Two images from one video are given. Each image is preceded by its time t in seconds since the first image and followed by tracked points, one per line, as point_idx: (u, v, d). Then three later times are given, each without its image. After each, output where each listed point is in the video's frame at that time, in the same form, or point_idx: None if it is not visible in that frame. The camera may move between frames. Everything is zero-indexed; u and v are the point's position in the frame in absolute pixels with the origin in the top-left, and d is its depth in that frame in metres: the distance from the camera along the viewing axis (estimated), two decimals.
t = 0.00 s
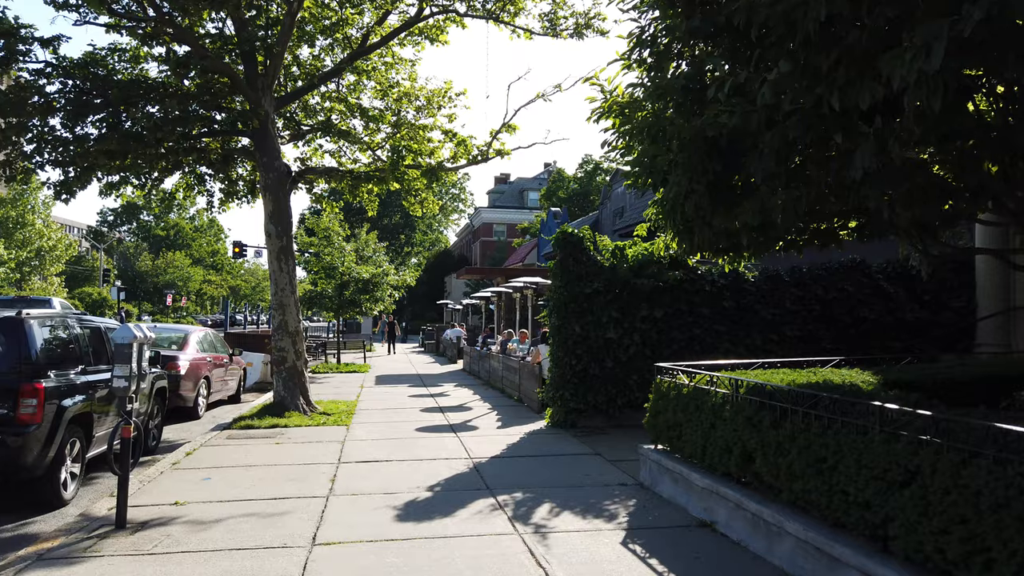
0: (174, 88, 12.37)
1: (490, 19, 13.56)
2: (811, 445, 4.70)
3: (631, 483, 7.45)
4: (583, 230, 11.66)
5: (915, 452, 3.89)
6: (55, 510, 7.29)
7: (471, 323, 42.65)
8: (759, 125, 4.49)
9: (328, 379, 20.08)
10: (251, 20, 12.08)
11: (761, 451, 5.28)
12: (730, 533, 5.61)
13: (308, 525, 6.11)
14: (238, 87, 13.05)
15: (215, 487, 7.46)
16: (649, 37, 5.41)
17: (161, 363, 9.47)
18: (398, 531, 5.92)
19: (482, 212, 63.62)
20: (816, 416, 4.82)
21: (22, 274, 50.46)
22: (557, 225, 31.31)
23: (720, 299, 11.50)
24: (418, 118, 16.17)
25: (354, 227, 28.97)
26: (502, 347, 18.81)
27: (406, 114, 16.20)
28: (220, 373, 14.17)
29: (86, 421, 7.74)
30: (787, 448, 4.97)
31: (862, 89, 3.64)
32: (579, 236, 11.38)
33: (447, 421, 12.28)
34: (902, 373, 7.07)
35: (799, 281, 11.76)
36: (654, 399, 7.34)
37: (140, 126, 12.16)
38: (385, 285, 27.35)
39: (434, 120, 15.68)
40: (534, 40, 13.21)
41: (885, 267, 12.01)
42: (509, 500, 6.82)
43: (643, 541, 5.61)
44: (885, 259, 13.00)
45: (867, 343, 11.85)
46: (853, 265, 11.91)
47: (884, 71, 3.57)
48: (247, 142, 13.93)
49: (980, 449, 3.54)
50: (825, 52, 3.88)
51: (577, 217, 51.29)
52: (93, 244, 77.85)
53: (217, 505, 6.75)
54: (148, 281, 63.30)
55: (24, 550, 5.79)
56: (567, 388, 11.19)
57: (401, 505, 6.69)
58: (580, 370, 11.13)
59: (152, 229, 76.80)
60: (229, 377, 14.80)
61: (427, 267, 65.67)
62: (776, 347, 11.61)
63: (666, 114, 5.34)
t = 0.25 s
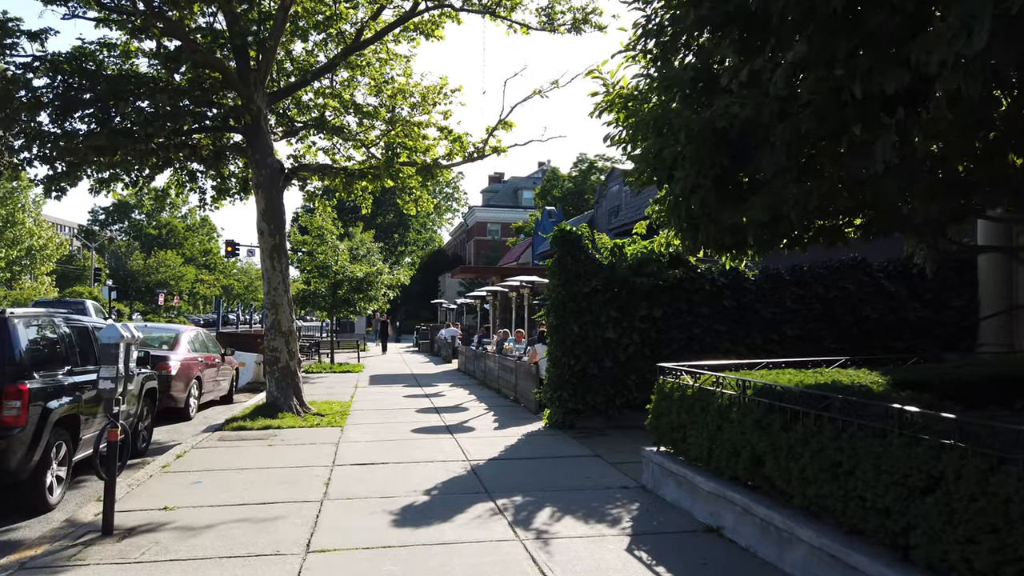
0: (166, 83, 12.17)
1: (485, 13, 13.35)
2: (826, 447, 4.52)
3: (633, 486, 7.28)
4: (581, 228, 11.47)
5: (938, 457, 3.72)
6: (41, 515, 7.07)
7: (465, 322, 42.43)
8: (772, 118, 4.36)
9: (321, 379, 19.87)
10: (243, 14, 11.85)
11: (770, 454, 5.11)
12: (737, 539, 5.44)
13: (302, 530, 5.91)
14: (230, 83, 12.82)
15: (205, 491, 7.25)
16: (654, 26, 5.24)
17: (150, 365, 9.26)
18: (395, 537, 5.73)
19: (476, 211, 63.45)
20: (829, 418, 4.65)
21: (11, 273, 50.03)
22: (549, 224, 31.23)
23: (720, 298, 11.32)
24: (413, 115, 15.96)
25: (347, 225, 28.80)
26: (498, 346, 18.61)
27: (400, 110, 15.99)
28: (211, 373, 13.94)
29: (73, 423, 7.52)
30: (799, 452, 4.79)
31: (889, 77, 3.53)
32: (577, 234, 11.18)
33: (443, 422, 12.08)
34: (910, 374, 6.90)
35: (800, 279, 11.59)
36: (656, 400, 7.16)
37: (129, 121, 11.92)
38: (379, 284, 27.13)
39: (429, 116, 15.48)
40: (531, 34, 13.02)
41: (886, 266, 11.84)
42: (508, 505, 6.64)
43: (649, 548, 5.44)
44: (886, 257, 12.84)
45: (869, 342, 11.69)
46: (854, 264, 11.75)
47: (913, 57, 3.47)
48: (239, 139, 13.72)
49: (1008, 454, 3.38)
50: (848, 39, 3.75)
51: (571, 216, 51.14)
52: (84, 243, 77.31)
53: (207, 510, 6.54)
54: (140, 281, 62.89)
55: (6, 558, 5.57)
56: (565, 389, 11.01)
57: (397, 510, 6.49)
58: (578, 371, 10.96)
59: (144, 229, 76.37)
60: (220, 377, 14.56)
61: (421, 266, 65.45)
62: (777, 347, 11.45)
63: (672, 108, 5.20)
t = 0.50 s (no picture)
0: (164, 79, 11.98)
1: (488, 7, 13.15)
2: (852, 450, 4.33)
3: (643, 489, 7.09)
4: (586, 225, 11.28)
5: (976, 462, 3.53)
6: (35, 519, 6.87)
7: (465, 321, 42.22)
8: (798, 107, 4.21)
9: (321, 379, 19.67)
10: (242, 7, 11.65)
11: (791, 457, 4.92)
12: (755, 544, 5.25)
13: (303, 535, 5.72)
14: (229, 78, 12.62)
15: (203, 494, 7.05)
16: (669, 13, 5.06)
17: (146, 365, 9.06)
18: (400, 542, 5.53)
19: (475, 210, 63.29)
20: (855, 420, 4.45)
21: (9, 271, 49.78)
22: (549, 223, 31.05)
23: (727, 297, 11.12)
24: (414, 112, 15.76)
25: (346, 223, 28.60)
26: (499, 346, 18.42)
27: (401, 107, 15.79)
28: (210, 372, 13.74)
29: (67, 424, 7.33)
30: (823, 455, 4.60)
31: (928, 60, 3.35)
32: (582, 231, 10.98)
33: (445, 423, 11.89)
34: (929, 373, 6.70)
35: (808, 277, 11.40)
36: (667, 400, 6.97)
37: (126, 117, 11.71)
38: (379, 283, 26.93)
39: (431, 113, 15.28)
40: (534, 28, 12.84)
41: (897, 263, 11.64)
42: (515, 508, 6.44)
43: (664, 554, 5.25)
44: (895, 255, 12.63)
45: (879, 341, 11.50)
46: (863, 261, 11.56)
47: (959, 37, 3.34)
48: (238, 135, 13.51)
49: None
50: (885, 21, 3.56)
51: (571, 215, 50.95)
52: (82, 242, 77.06)
53: (205, 514, 6.35)
54: (138, 280, 62.65)
55: None
56: (570, 389, 10.82)
57: (401, 514, 6.30)
58: (583, 370, 10.76)
59: (142, 228, 76.10)
60: (219, 377, 14.36)
61: (420, 266, 65.25)
62: (785, 346, 11.26)
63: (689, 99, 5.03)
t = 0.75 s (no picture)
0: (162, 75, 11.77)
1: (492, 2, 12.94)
2: (884, 459, 4.13)
3: (655, 494, 6.89)
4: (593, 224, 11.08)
5: (1022, 473, 3.34)
6: (29, 525, 6.66)
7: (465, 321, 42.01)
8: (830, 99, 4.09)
9: (322, 379, 19.46)
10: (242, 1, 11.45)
11: (815, 464, 4.72)
12: (777, 555, 5.05)
13: (306, 544, 5.52)
14: (228, 74, 12.41)
15: (203, 500, 6.85)
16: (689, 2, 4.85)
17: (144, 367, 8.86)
18: (407, 552, 5.34)
19: (475, 209, 63.12)
20: (884, 426, 4.26)
21: (7, 271, 49.52)
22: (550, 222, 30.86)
23: (736, 297, 10.93)
24: (416, 109, 15.55)
25: (346, 222, 28.39)
26: (502, 346, 18.22)
27: (403, 104, 15.58)
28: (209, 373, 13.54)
29: (63, 427, 7.12)
30: (850, 463, 4.40)
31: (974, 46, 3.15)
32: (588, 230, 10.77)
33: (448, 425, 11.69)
34: (951, 376, 6.50)
35: (818, 277, 11.19)
36: (679, 403, 6.77)
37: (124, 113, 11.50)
38: (379, 282, 26.70)
39: (433, 110, 15.07)
40: (538, 24, 12.63)
41: (908, 263, 11.41)
42: (524, 515, 6.25)
43: (681, 564, 5.05)
44: (905, 255, 12.43)
45: (890, 342, 11.30)
46: (874, 261, 11.36)
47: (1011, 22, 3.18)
48: (238, 131, 13.30)
49: None
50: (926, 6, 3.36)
51: (572, 214, 50.75)
52: (81, 241, 76.81)
53: (205, 521, 6.15)
54: (137, 279, 62.42)
55: None
56: (576, 390, 10.62)
57: (408, 521, 6.10)
58: (589, 372, 10.57)
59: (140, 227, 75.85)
60: (218, 377, 14.15)
61: (420, 265, 65.05)
62: (795, 347, 11.06)
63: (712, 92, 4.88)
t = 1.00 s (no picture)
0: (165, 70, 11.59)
1: None
2: (920, 462, 3.94)
3: (670, 497, 6.70)
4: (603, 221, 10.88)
5: None
6: (29, 528, 6.49)
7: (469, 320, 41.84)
8: (867, 85, 4.00)
9: (326, 379, 19.30)
10: None
11: (844, 467, 4.53)
12: (802, 561, 4.86)
13: (313, 549, 5.34)
14: (232, 70, 12.24)
15: (206, 503, 6.68)
16: None
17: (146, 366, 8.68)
18: (419, 557, 5.16)
19: (478, 208, 62.94)
20: (918, 427, 4.07)
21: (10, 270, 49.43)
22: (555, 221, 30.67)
23: (749, 295, 10.73)
24: (421, 105, 15.37)
25: (350, 221, 28.21)
26: (508, 345, 18.04)
27: (408, 100, 15.40)
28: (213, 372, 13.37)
29: (64, 427, 6.95)
30: (883, 466, 4.22)
31: None
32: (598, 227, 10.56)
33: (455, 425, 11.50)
34: (977, 376, 6.30)
35: (832, 275, 10.99)
36: (696, 404, 6.58)
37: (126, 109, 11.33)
38: (383, 281, 26.53)
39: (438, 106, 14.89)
40: (546, 18, 12.44)
41: (922, 261, 11.22)
42: (537, 519, 6.06)
43: (703, 571, 4.86)
44: (919, 253, 12.23)
45: (905, 341, 11.10)
46: (888, 258, 11.16)
47: None
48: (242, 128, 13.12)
49: None
50: None
51: (576, 213, 50.55)
52: (84, 241, 76.76)
53: (209, 525, 5.97)
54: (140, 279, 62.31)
55: None
56: (586, 390, 10.44)
57: (417, 524, 5.91)
58: (599, 371, 10.38)
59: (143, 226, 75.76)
60: (221, 377, 13.98)
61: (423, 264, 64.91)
62: (808, 346, 10.86)
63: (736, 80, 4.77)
